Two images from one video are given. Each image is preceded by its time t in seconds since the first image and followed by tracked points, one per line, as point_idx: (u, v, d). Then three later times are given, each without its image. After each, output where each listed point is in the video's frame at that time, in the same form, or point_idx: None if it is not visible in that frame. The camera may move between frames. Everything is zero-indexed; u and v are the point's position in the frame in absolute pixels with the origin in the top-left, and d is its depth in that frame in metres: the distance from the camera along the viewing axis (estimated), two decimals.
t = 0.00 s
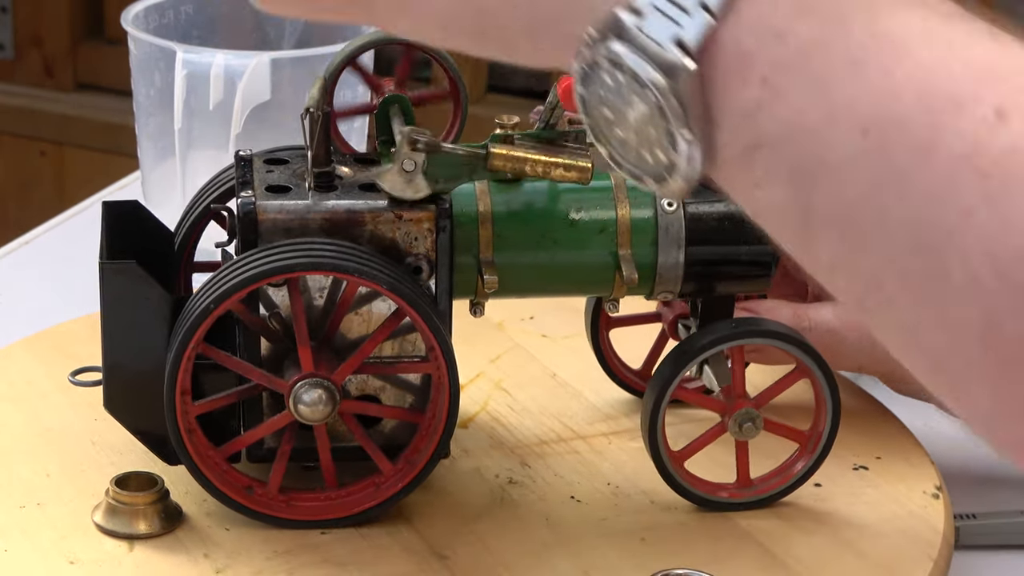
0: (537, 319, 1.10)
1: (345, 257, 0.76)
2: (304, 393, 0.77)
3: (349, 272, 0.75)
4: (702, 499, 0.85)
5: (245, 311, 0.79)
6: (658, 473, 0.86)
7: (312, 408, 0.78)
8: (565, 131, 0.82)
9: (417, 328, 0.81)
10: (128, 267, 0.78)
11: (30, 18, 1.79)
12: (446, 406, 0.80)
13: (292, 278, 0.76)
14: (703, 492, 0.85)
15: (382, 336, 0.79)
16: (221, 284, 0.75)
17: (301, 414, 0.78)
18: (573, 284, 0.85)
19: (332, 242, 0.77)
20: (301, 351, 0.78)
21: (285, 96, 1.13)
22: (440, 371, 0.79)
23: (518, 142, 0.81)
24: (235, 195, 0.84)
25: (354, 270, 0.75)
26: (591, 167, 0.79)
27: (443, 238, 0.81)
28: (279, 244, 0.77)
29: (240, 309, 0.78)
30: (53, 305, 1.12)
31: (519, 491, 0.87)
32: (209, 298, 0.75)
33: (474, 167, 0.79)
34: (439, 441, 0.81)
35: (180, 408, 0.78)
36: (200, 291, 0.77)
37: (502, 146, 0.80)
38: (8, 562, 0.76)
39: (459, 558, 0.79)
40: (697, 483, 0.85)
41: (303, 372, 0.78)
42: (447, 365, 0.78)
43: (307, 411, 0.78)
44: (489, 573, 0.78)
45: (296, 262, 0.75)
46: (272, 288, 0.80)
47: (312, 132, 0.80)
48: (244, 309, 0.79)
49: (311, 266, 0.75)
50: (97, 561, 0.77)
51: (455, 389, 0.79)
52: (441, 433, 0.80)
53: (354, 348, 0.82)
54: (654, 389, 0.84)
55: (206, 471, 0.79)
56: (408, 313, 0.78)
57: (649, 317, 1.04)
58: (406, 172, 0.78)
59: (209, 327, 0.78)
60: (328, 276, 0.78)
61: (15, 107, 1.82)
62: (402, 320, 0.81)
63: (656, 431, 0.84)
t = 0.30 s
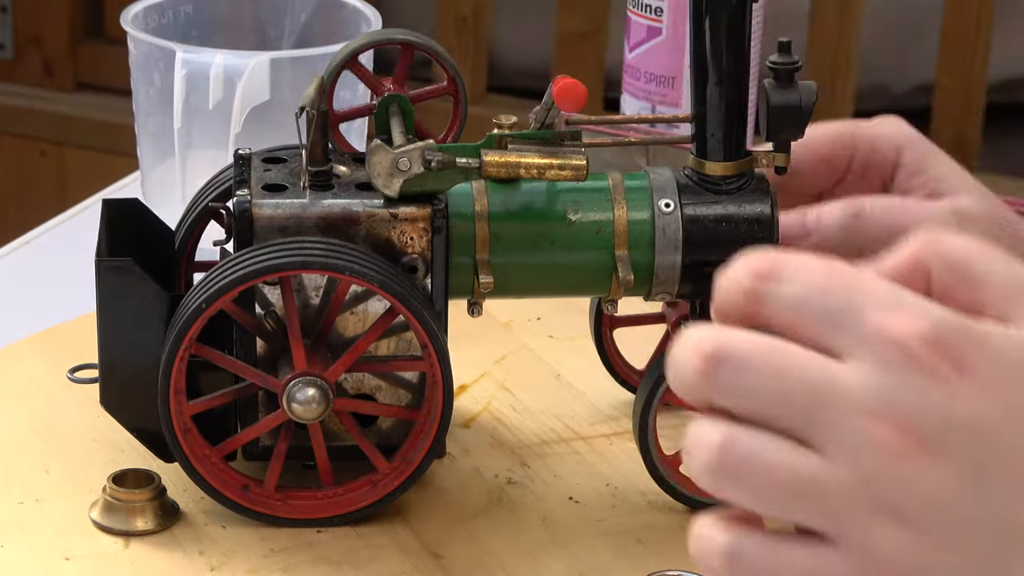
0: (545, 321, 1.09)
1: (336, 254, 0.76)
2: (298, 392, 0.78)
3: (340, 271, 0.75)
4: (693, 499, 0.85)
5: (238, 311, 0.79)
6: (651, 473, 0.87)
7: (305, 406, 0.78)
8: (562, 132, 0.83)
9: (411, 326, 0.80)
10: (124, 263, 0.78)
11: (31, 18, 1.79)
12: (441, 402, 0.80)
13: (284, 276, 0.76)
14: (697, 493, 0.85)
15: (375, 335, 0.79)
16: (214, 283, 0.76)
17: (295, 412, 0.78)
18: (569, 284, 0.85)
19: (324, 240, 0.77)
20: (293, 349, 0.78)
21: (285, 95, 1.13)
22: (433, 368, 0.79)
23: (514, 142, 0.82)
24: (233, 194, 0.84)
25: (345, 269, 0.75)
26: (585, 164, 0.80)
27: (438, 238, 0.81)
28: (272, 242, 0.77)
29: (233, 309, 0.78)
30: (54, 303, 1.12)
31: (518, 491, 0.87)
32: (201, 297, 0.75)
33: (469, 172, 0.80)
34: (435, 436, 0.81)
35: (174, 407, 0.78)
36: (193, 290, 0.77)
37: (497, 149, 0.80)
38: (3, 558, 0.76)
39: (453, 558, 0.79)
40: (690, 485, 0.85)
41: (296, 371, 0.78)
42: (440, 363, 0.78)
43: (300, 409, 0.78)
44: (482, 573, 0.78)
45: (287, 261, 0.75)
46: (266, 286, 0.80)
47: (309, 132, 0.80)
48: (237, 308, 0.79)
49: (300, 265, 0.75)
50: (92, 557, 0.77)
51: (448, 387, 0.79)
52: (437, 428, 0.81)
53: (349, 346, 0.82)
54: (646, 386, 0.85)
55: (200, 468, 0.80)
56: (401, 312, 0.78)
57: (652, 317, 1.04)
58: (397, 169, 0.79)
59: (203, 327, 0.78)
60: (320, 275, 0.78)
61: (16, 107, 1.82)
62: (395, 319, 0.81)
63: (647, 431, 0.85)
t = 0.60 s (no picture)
0: (543, 321, 1.09)
1: (333, 255, 0.76)
2: (296, 393, 0.78)
3: (339, 271, 0.75)
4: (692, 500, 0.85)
5: (237, 312, 0.79)
6: (649, 474, 0.87)
7: (304, 407, 0.78)
8: (560, 132, 0.83)
9: (409, 326, 0.81)
10: (122, 264, 0.78)
11: (31, 17, 1.79)
12: (439, 401, 0.80)
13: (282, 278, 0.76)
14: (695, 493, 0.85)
15: (373, 335, 0.79)
16: (211, 284, 0.75)
17: (293, 413, 0.78)
18: (566, 284, 0.85)
19: (322, 241, 0.77)
20: (292, 350, 0.78)
21: (285, 95, 1.13)
22: (432, 368, 0.79)
23: (512, 142, 0.82)
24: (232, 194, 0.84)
25: (343, 270, 0.75)
26: (584, 164, 0.80)
27: (437, 239, 0.81)
28: (270, 243, 0.77)
29: (232, 310, 0.78)
30: (54, 303, 1.12)
31: (517, 491, 0.87)
32: (199, 299, 0.75)
33: (467, 172, 0.80)
34: (434, 436, 0.81)
35: (173, 408, 0.78)
36: (191, 291, 0.77)
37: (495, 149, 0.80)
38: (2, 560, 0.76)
39: (454, 558, 0.79)
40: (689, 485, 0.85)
41: (295, 372, 0.78)
42: (439, 364, 0.79)
43: (299, 410, 0.78)
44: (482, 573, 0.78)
45: (284, 262, 0.75)
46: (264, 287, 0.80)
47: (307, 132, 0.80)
48: (235, 309, 0.79)
49: (297, 266, 0.75)
50: (92, 558, 0.77)
51: (447, 386, 0.79)
52: (436, 428, 0.81)
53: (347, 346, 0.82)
54: (645, 386, 0.85)
55: (199, 470, 0.80)
56: (399, 312, 0.78)
57: (652, 317, 1.04)
58: (395, 170, 0.79)
59: (201, 328, 0.78)
60: (318, 275, 0.78)
61: (16, 107, 1.82)
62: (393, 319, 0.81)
63: (646, 432, 0.85)
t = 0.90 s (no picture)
0: (543, 321, 1.10)
1: (334, 255, 0.76)
2: (297, 393, 0.78)
3: (339, 271, 0.75)
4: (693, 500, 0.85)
5: (238, 312, 0.79)
6: (649, 474, 0.87)
7: (305, 407, 0.78)
8: (561, 131, 0.82)
9: (409, 326, 0.81)
10: (123, 264, 0.78)
11: (31, 17, 1.79)
12: (440, 401, 0.80)
13: (282, 277, 0.76)
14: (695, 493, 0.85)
15: (373, 335, 0.79)
16: (212, 284, 0.75)
17: (294, 413, 0.78)
18: (566, 284, 0.85)
19: (322, 241, 0.77)
20: (292, 350, 0.78)
21: (285, 95, 1.13)
22: (433, 368, 0.79)
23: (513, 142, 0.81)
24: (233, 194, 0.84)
25: (344, 269, 0.75)
26: (585, 166, 0.80)
27: (438, 239, 0.81)
28: (270, 243, 0.77)
29: (232, 310, 0.78)
30: (54, 303, 1.12)
31: (517, 491, 0.87)
32: (200, 299, 0.75)
33: (468, 170, 0.80)
34: (435, 435, 0.81)
35: (174, 408, 0.78)
36: (192, 291, 0.77)
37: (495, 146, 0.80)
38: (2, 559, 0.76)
39: (454, 558, 0.79)
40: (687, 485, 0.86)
41: (295, 372, 0.78)
42: (439, 363, 0.79)
43: (300, 409, 0.78)
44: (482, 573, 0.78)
45: (284, 261, 0.75)
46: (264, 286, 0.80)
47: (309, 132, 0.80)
48: (236, 309, 0.79)
49: (297, 266, 0.75)
50: (92, 558, 0.77)
51: (448, 386, 0.79)
52: (437, 427, 0.81)
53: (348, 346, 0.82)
54: (646, 386, 0.85)
55: (200, 470, 0.80)
56: (399, 311, 0.78)
57: (652, 317, 1.04)
58: (399, 170, 0.78)
59: (202, 328, 0.78)
60: (319, 275, 0.78)
61: (16, 107, 1.82)
62: (393, 318, 0.81)
63: (646, 432, 0.85)
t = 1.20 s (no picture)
0: (543, 321, 1.10)
1: (330, 256, 0.76)
2: (295, 393, 0.78)
3: (337, 272, 0.75)
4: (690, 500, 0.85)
5: (235, 313, 0.79)
6: (647, 475, 0.87)
7: (302, 407, 0.78)
8: (559, 131, 0.81)
9: (407, 326, 0.80)
10: (121, 265, 0.78)
11: (31, 17, 1.79)
12: (438, 401, 0.80)
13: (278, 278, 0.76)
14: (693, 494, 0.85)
15: (371, 335, 0.79)
16: (209, 285, 0.75)
17: (292, 414, 0.78)
18: (565, 284, 0.85)
19: (319, 242, 0.77)
20: (289, 351, 0.78)
21: (285, 96, 1.13)
22: (430, 367, 0.79)
23: (510, 142, 0.81)
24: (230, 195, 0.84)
25: (342, 270, 0.75)
26: (582, 162, 0.80)
27: (435, 239, 0.81)
28: (267, 244, 0.77)
29: (229, 311, 0.78)
30: (54, 304, 1.12)
31: (517, 491, 0.87)
32: (196, 300, 0.75)
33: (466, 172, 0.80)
34: (433, 435, 0.81)
35: (171, 410, 0.78)
36: (189, 292, 0.77)
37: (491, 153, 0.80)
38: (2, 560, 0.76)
39: (454, 559, 0.79)
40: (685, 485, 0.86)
41: (292, 372, 0.78)
42: (437, 362, 0.78)
43: (297, 410, 0.78)
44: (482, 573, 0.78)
45: (281, 263, 0.75)
46: (261, 287, 0.80)
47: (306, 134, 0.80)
48: (233, 311, 0.79)
49: (293, 267, 0.75)
50: (92, 559, 0.77)
51: (446, 385, 0.79)
52: (435, 427, 0.81)
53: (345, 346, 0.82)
54: (642, 387, 0.85)
55: (199, 471, 0.79)
56: (397, 311, 0.78)
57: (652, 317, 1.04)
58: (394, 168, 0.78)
59: (198, 330, 0.78)
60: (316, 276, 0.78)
61: (16, 107, 1.82)
62: (391, 318, 0.81)
63: (644, 433, 0.85)
